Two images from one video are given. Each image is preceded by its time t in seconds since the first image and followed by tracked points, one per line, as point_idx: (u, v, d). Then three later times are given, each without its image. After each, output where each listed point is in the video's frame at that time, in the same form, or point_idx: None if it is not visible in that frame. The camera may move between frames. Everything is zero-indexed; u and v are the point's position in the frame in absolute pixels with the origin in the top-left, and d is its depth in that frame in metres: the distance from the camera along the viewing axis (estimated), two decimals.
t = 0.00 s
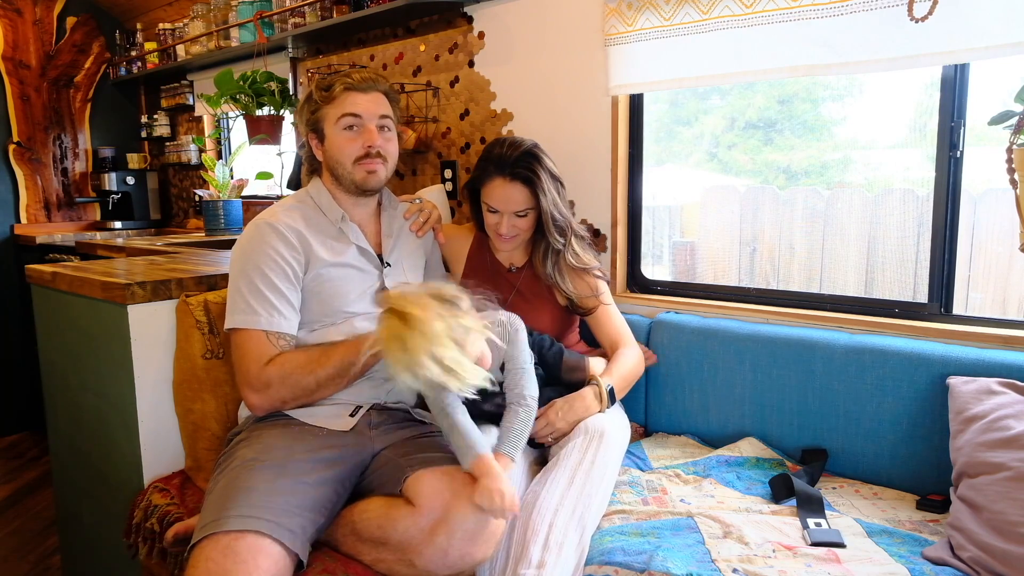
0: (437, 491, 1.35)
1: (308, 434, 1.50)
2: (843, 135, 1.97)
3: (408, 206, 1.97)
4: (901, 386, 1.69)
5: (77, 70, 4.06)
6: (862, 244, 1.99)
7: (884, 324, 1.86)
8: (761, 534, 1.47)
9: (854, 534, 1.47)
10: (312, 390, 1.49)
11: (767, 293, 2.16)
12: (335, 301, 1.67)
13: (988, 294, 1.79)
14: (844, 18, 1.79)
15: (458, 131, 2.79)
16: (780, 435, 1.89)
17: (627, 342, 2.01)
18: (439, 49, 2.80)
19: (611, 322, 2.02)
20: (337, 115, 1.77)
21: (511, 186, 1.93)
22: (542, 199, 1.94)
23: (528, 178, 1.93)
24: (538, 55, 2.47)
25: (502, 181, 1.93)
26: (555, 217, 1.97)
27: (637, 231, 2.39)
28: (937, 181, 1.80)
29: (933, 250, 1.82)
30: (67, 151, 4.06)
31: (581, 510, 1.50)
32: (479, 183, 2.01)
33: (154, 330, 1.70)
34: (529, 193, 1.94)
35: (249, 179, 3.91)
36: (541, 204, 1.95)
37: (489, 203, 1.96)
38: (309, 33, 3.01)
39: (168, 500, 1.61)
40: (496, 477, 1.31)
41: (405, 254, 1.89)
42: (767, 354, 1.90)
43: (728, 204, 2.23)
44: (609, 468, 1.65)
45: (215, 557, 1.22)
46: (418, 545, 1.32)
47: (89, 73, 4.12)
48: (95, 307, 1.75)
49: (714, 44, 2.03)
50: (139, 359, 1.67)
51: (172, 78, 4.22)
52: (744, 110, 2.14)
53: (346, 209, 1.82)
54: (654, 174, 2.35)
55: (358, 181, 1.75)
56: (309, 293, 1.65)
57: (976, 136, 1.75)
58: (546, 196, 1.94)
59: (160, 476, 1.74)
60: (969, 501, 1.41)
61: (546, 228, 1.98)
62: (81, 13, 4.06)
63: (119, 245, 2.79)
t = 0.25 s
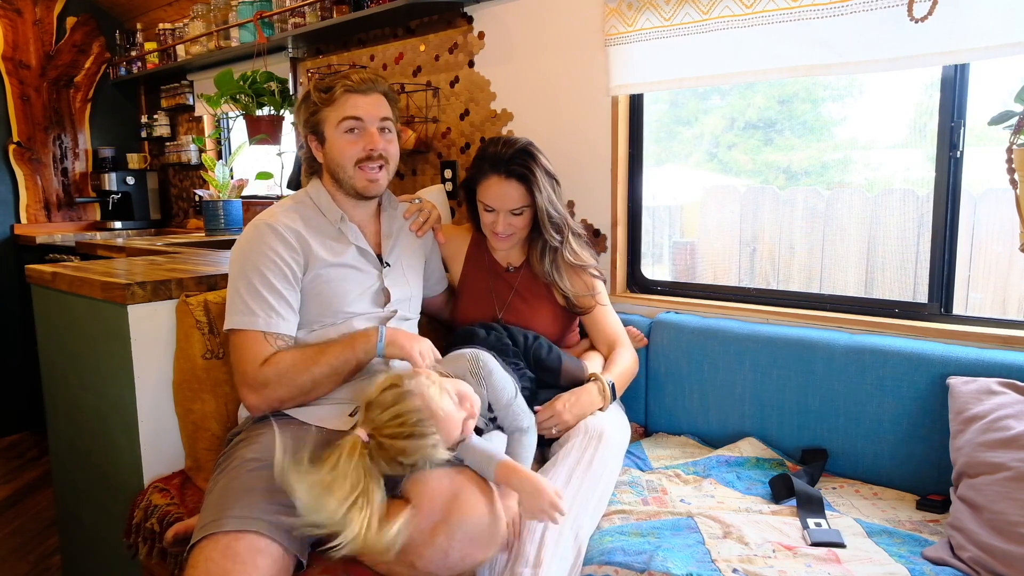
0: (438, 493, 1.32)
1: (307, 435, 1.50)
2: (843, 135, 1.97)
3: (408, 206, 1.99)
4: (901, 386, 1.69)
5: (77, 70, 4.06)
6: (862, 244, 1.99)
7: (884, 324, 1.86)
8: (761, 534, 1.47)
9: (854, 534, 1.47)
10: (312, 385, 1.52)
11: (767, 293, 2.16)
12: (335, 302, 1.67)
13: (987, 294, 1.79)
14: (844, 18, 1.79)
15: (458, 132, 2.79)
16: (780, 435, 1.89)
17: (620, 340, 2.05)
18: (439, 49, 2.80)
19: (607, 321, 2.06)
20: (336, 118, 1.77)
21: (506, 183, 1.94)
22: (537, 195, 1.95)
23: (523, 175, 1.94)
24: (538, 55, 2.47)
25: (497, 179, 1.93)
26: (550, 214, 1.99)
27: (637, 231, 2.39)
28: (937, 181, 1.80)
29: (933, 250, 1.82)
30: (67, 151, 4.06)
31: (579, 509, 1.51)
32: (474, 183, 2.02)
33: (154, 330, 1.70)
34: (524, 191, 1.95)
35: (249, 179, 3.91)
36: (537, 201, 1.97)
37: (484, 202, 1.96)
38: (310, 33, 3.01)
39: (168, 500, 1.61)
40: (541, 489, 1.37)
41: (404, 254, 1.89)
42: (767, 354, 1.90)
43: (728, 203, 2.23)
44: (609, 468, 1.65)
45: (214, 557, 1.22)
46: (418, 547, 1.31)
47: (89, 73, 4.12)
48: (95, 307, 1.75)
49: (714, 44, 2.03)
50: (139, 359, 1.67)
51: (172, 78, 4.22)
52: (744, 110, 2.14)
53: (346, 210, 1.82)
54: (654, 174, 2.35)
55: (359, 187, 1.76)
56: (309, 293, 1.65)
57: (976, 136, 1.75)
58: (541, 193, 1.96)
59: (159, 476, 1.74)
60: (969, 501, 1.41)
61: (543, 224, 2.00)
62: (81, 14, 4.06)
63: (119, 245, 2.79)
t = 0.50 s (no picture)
0: (439, 490, 1.33)
1: (307, 435, 1.51)
2: (843, 135, 1.97)
3: (407, 206, 1.99)
4: (901, 387, 1.69)
5: (77, 70, 4.06)
6: (862, 244, 1.99)
7: (884, 324, 1.86)
8: (761, 534, 1.47)
9: (854, 534, 1.47)
10: (313, 386, 1.52)
11: (767, 293, 2.16)
12: (334, 302, 1.67)
13: (987, 294, 1.79)
14: (844, 18, 1.79)
15: (458, 131, 2.79)
16: (780, 436, 1.89)
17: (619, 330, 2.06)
18: (439, 49, 2.80)
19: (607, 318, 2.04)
20: (337, 118, 1.77)
21: (506, 175, 1.95)
22: (537, 186, 1.96)
23: (524, 167, 1.95)
24: (538, 55, 2.47)
25: (497, 170, 1.95)
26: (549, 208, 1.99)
27: (637, 231, 2.39)
28: (937, 181, 1.80)
29: (933, 250, 1.82)
30: (67, 151, 4.06)
31: (581, 510, 1.51)
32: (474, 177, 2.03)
33: (154, 330, 1.70)
34: (524, 183, 1.95)
35: (249, 179, 3.91)
36: (536, 194, 1.97)
37: (483, 194, 1.96)
38: (310, 33, 3.01)
39: (168, 500, 1.61)
40: (520, 464, 1.32)
41: (405, 254, 1.89)
42: (767, 354, 1.90)
43: (728, 203, 2.23)
44: (612, 469, 1.67)
45: (214, 557, 1.22)
46: (418, 544, 1.32)
47: (89, 73, 4.12)
48: (95, 307, 1.75)
49: (714, 44, 2.03)
50: (139, 359, 1.67)
51: (172, 78, 4.22)
52: (744, 110, 2.14)
53: (346, 210, 1.82)
54: (654, 175, 2.35)
55: (355, 186, 1.76)
56: (309, 293, 1.65)
57: (975, 136, 1.75)
58: (541, 184, 1.97)
59: (159, 476, 1.74)
60: (969, 501, 1.41)
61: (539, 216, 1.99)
62: (81, 14, 4.06)
63: (119, 245, 2.79)
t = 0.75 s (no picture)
0: (438, 491, 1.33)
1: (307, 435, 1.51)
2: (843, 135, 1.97)
3: (409, 206, 2.00)
4: (901, 387, 1.69)
5: (77, 70, 4.06)
6: (863, 244, 1.99)
7: (885, 324, 1.86)
8: (761, 534, 1.47)
9: (854, 534, 1.47)
10: (313, 380, 1.54)
11: (767, 293, 2.16)
12: (333, 302, 1.66)
13: (988, 294, 1.79)
14: (844, 18, 1.79)
15: (458, 131, 2.79)
16: (780, 436, 1.89)
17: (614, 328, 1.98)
18: (438, 49, 2.80)
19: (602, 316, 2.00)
20: (336, 119, 1.77)
21: (509, 168, 1.97)
22: (539, 178, 1.98)
23: (527, 159, 1.98)
24: (538, 55, 2.47)
25: (501, 163, 1.97)
26: (551, 202, 2.01)
27: (637, 230, 2.39)
28: (937, 181, 1.80)
29: (933, 250, 1.82)
30: (67, 151, 4.06)
31: (578, 510, 1.50)
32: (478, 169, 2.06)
33: (154, 330, 1.70)
34: (526, 175, 1.97)
35: (249, 179, 3.91)
36: (538, 187, 1.99)
37: (487, 185, 1.98)
38: (310, 33, 3.01)
39: (168, 500, 1.61)
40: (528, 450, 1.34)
41: (405, 254, 1.89)
42: (767, 354, 1.90)
43: (728, 203, 2.23)
44: (610, 468, 1.66)
45: (214, 557, 1.22)
46: (418, 545, 1.32)
47: (89, 73, 4.12)
48: (95, 307, 1.75)
49: (714, 44, 2.03)
50: (140, 359, 1.67)
51: (172, 78, 4.22)
52: (744, 110, 2.14)
53: (345, 210, 1.82)
54: (654, 175, 2.35)
55: (355, 187, 1.76)
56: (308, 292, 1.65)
57: (975, 136, 1.75)
58: (542, 177, 1.99)
59: (159, 476, 1.74)
60: (969, 501, 1.41)
61: (540, 210, 2.01)
62: (81, 14, 4.06)
63: (119, 245, 2.79)
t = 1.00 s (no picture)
0: (438, 490, 1.34)
1: (307, 435, 1.51)
2: (843, 135, 1.97)
3: (408, 206, 2.01)
4: (901, 387, 1.69)
5: (77, 70, 4.06)
6: (863, 244, 1.99)
7: (885, 324, 1.86)
8: (761, 534, 1.47)
9: (854, 534, 1.47)
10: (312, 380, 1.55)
11: (767, 293, 2.16)
12: (330, 303, 1.67)
13: (988, 294, 1.79)
14: (844, 18, 1.79)
15: (457, 131, 2.79)
16: (780, 436, 1.89)
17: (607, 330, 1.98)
18: (438, 49, 2.80)
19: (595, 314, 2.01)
20: (334, 119, 1.77)
21: (518, 154, 2.01)
22: (547, 167, 2.02)
23: (534, 146, 2.02)
24: (538, 54, 2.47)
25: (511, 148, 2.01)
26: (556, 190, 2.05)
27: (637, 230, 2.39)
28: (937, 181, 1.80)
29: (933, 250, 1.82)
30: (67, 151, 4.06)
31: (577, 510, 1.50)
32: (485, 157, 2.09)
33: (154, 330, 1.70)
34: (535, 163, 2.02)
35: (249, 179, 3.91)
36: (546, 174, 2.03)
37: (496, 170, 2.01)
38: (309, 33, 3.01)
39: (168, 500, 1.61)
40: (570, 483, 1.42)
41: (405, 254, 1.90)
42: (767, 354, 1.90)
43: (728, 203, 2.23)
44: (609, 468, 1.67)
45: (216, 556, 1.22)
46: (418, 545, 1.32)
47: (89, 73, 4.12)
48: (95, 307, 1.75)
49: (714, 44, 2.03)
50: (140, 359, 1.67)
51: (172, 78, 4.22)
52: (744, 110, 2.14)
53: (344, 211, 1.82)
54: (654, 175, 2.35)
55: (354, 188, 1.76)
56: (307, 293, 1.65)
57: (976, 136, 1.75)
58: (550, 164, 2.03)
59: (159, 476, 1.74)
60: (970, 501, 1.41)
61: (544, 200, 2.03)
62: (81, 14, 4.06)
63: (119, 245, 2.79)
